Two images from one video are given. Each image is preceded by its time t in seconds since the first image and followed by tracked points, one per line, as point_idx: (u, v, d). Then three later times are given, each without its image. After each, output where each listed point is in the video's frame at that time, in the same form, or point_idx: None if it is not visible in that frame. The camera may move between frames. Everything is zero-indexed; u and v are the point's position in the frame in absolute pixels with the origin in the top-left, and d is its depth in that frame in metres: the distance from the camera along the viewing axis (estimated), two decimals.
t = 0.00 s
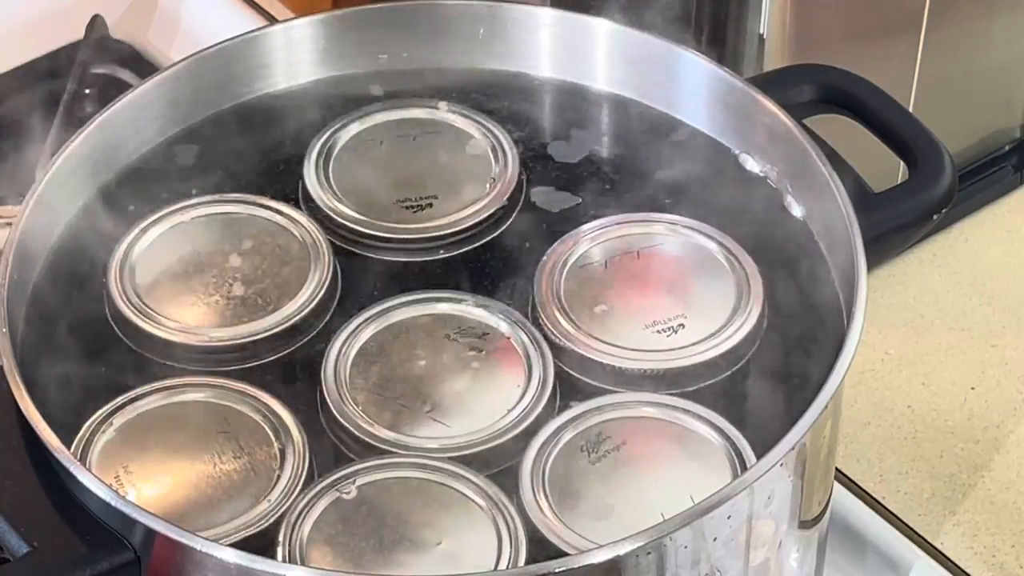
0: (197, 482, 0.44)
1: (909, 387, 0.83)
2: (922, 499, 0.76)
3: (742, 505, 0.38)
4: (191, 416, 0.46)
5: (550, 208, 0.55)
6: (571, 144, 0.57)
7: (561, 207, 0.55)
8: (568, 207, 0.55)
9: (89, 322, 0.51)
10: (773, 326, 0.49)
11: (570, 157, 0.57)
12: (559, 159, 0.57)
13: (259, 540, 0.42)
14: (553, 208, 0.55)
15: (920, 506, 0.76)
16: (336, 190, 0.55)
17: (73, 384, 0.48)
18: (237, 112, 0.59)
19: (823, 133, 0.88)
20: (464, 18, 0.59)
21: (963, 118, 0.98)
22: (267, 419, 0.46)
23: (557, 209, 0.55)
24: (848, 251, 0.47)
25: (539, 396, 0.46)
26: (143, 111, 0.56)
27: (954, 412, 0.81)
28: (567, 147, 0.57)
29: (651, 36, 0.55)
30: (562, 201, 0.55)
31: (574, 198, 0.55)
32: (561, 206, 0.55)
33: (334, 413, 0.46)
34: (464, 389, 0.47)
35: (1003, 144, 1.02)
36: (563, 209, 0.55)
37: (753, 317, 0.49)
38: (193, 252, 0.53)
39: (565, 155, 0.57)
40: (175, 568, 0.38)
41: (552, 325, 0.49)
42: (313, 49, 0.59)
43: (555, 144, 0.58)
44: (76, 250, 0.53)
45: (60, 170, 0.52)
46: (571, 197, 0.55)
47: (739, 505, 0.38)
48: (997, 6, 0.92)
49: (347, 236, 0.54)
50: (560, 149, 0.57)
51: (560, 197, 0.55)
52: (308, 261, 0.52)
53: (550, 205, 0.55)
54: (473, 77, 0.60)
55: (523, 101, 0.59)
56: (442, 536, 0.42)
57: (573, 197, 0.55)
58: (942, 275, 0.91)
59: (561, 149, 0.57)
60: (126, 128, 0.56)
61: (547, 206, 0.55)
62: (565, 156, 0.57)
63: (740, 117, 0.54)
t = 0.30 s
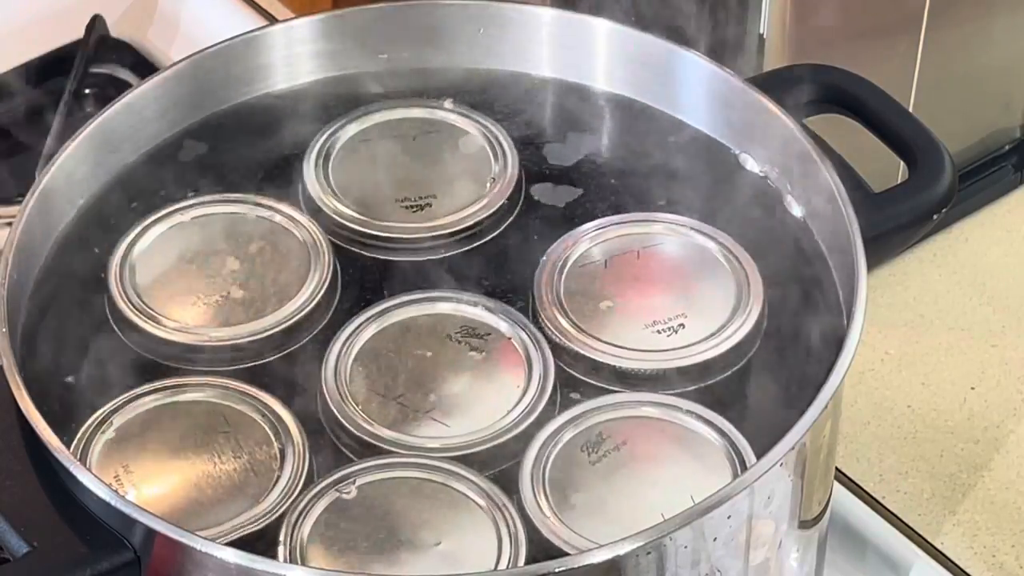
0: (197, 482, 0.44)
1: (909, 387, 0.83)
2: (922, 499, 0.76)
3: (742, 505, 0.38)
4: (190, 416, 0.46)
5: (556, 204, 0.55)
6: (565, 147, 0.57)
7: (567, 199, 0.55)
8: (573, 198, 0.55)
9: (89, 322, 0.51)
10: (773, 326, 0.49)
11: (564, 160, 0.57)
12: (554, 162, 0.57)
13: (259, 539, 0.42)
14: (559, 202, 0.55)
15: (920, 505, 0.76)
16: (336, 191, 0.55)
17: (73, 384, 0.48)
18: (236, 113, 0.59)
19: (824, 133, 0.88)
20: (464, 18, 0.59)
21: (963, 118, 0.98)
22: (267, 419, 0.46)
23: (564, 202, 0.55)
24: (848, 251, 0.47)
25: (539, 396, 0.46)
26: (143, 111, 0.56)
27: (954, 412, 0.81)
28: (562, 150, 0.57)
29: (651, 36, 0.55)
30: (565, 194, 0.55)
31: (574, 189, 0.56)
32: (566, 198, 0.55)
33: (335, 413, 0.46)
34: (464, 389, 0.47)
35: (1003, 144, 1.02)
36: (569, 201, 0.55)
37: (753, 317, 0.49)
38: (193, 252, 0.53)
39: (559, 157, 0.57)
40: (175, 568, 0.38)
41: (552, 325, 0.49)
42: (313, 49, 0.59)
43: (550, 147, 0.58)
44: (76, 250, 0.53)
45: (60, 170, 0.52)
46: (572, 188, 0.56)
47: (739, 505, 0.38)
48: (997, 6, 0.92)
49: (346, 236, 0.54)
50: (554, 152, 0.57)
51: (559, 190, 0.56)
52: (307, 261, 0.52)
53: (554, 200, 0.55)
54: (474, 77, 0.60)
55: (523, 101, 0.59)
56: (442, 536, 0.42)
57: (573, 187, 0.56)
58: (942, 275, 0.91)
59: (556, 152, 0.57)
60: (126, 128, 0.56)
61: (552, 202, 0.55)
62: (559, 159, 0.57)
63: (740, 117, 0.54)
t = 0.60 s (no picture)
0: (196, 482, 0.44)
1: (909, 387, 0.83)
2: (922, 499, 0.76)
3: (742, 505, 0.38)
4: (190, 416, 0.46)
5: (559, 200, 0.55)
6: (561, 149, 0.57)
7: (570, 194, 0.55)
8: (574, 192, 0.55)
9: (89, 323, 0.51)
10: (773, 326, 0.49)
11: (560, 162, 0.57)
12: (548, 164, 0.57)
13: (260, 540, 0.42)
14: (562, 199, 0.55)
15: (920, 505, 0.76)
16: (336, 191, 0.55)
17: (73, 384, 0.48)
18: (236, 113, 0.59)
19: (824, 133, 0.88)
20: (464, 18, 0.59)
21: (963, 118, 0.98)
22: (267, 419, 0.46)
23: (567, 197, 0.55)
24: (848, 251, 0.47)
25: (539, 396, 0.46)
26: (143, 111, 0.56)
27: (954, 412, 0.81)
28: (558, 152, 0.57)
29: (651, 35, 0.55)
30: (565, 189, 0.56)
31: (572, 183, 0.56)
32: (569, 192, 0.55)
33: (335, 413, 0.46)
34: (464, 389, 0.47)
35: (1002, 144, 1.02)
36: (572, 195, 0.55)
37: (753, 316, 0.49)
38: (193, 252, 0.53)
39: (554, 159, 0.57)
40: (175, 568, 0.38)
41: (552, 325, 0.49)
42: (313, 49, 0.59)
43: (546, 149, 0.58)
44: (76, 250, 0.53)
45: (61, 170, 0.52)
46: (571, 182, 0.56)
47: (739, 505, 0.38)
48: (997, 6, 0.92)
49: (346, 236, 0.54)
50: (549, 154, 0.57)
51: (558, 187, 0.56)
52: (307, 261, 0.52)
53: (557, 197, 0.55)
54: (474, 77, 0.60)
55: (523, 101, 0.59)
56: (442, 536, 0.42)
57: (570, 182, 0.56)
58: (942, 275, 0.91)
59: (551, 155, 0.57)
60: (126, 127, 0.56)
61: (555, 199, 0.55)
62: (554, 162, 0.57)
63: (739, 117, 0.54)
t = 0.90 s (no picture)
0: (196, 483, 0.44)
1: (909, 387, 0.83)
2: (922, 499, 0.76)
3: (742, 504, 0.38)
4: (190, 416, 0.46)
5: (557, 199, 0.55)
6: (556, 150, 0.57)
7: (568, 191, 0.56)
8: (572, 189, 0.56)
9: (89, 323, 0.51)
10: (773, 326, 0.49)
11: (555, 164, 0.57)
12: (540, 165, 0.57)
13: (260, 540, 0.42)
14: (560, 197, 0.55)
15: (920, 505, 0.76)
16: (336, 191, 0.55)
17: (73, 384, 0.48)
18: (237, 113, 0.59)
19: (824, 133, 0.88)
20: (464, 18, 0.59)
21: (963, 118, 0.98)
22: (267, 419, 0.46)
23: (565, 194, 0.55)
24: (848, 251, 0.47)
25: (539, 396, 0.46)
26: (143, 111, 0.56)
27: (954, 412, 0.81)
28: (557, 152, 0.57)
29: (651, 35, 0.55)
30: (562, 187, 0.56)
31: (568, 181, 0.56)
32: (566, 190, 0.56)
33: (335, 413, 0.46)
34: (464, 389, 0.47)
35: (1003, 144, 1.02)
36: (570, 192, 0.56)
37: (753, 316, 0.49)
38: (193, 252, 0.53)
39: (547, 159, 0.57)
40: (175, 568, 0.38)
41: (552, 325, 0.49)
42: (314, 49, 0.59)
43: (539, 150, 0.58)
44: (76, 249, 0.53)
45: (61, 170, 0.52)
46: (567, 179, 0.56)
47: (739, 505, 0.38)
48: (997, 6, 0.92)
49: (346, 236, 0.54)
50: (542, 155, 0.57)
51: (555, 186, 0.56)
52: (307, 261, 0.52)
53: (554, 195, 0.55)
54: (474, 77, 0.60)
55: (523, 101, 0.59)
56: (442, 536, 0.42)
57: (566, 180, 0.56)
58: (942, 275, 0.91)
59: (545, 156, 0.57)
60: (126, 128, 0.56)
61: (553, 197, 0.55)
62: (547, 162, 0.57)
63: (739, 116, 0.54)
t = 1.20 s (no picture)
0: (196, 483, 0.44)
1: (909, 387, 0.83)
2: (922, 499, 0.76)
3: (742, 504, 0.38)
4: (190, 416, 0.46)
5: (550, 195, 0.55)
6: (555, 150, 0.57)
7: (560, 188, 0.56)
8: (564, 186, 0.56)
9: (89, 323, 0.50)
10: (773, 326, 0.49)
11: (551, 165, 0.57)
12: (535, 165, 0.57)
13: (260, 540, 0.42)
14: (553, 194, 0.55)
15: (920, 506, 0.76)
16: (336, 191, 0.55)
17: (73, 385, 0.48)
18: (236, 113, 0.59)
19: (824, 133, 0.88)
20: (464, 18, 0.59)
21: (963, 118, 0.98)
22: (267, 419, 0.46)
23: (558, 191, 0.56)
24: (848, 251, 0.47)
25: (539, 396, 0.46)
26: (142, 111, 0.56)
27: (954, 412, 0.81)
28: (556, 151, 0.57)
29: (651, 35, 0.55)
30: (554, 185, 0.56)
31: (560, 178, 0.56)
32: (559, 187, 0.56)
33: (335, 413, 0.46)
34: (464, 389, 0.47)
35: (1003, 144, 1.02)
36: (563, 189, 0.56)
37: (753, 316, 0.49)
38: (193, 252, 0.53)
39: (543, 160, 0.57)
40: (175, 568, 0.38)
41: (552, 325, 0.49)
42: (314, 49, 0.59)
43: (534, 149, 0.58)
44: (76, 249, 0.53)
45: (61, 170, 0.52)
46: (558, 177, 0.56)
47: (739, 505, 0.38)
48: (997, 6, 0.92)
49: (346, 237, 0.54)
50: (536, 155, 0.57)
51: (546, 184, 0.56)
52: (307, 262, 0.52)
53: (547, 193, 0.56)
54: (474, 78, 0.60)
55: (523, 101, 0.59)
56: (442, 537, 0.42)
57: (557, 178, 0.56)
58: (942, 275, 0.91)
59: (544, 155, 0.57)
60: (126, 128, 0.56)
61: (547, 195, 0.55)
62: (542, 163, 0.57)
63: (739, 117, 0.54)
